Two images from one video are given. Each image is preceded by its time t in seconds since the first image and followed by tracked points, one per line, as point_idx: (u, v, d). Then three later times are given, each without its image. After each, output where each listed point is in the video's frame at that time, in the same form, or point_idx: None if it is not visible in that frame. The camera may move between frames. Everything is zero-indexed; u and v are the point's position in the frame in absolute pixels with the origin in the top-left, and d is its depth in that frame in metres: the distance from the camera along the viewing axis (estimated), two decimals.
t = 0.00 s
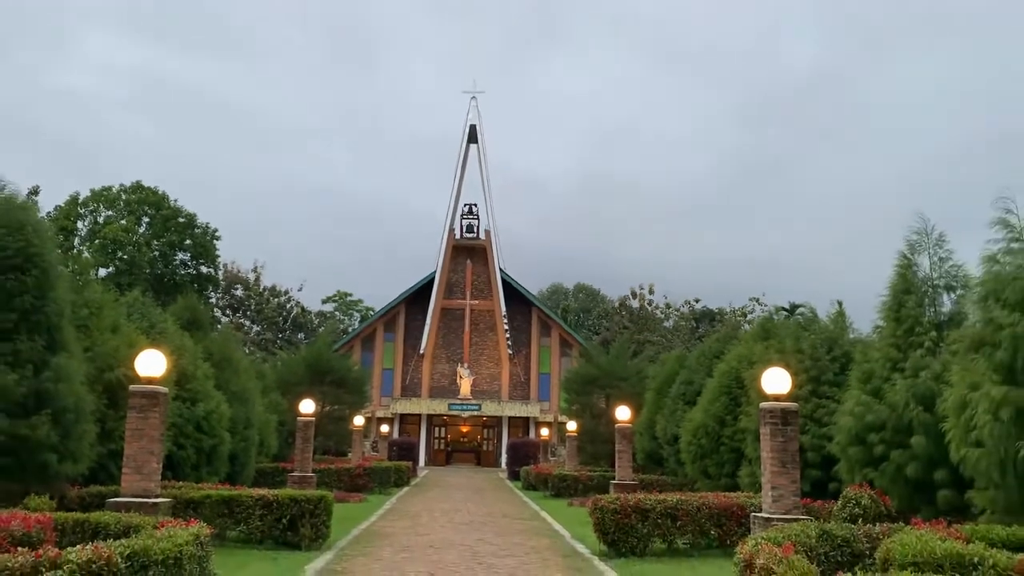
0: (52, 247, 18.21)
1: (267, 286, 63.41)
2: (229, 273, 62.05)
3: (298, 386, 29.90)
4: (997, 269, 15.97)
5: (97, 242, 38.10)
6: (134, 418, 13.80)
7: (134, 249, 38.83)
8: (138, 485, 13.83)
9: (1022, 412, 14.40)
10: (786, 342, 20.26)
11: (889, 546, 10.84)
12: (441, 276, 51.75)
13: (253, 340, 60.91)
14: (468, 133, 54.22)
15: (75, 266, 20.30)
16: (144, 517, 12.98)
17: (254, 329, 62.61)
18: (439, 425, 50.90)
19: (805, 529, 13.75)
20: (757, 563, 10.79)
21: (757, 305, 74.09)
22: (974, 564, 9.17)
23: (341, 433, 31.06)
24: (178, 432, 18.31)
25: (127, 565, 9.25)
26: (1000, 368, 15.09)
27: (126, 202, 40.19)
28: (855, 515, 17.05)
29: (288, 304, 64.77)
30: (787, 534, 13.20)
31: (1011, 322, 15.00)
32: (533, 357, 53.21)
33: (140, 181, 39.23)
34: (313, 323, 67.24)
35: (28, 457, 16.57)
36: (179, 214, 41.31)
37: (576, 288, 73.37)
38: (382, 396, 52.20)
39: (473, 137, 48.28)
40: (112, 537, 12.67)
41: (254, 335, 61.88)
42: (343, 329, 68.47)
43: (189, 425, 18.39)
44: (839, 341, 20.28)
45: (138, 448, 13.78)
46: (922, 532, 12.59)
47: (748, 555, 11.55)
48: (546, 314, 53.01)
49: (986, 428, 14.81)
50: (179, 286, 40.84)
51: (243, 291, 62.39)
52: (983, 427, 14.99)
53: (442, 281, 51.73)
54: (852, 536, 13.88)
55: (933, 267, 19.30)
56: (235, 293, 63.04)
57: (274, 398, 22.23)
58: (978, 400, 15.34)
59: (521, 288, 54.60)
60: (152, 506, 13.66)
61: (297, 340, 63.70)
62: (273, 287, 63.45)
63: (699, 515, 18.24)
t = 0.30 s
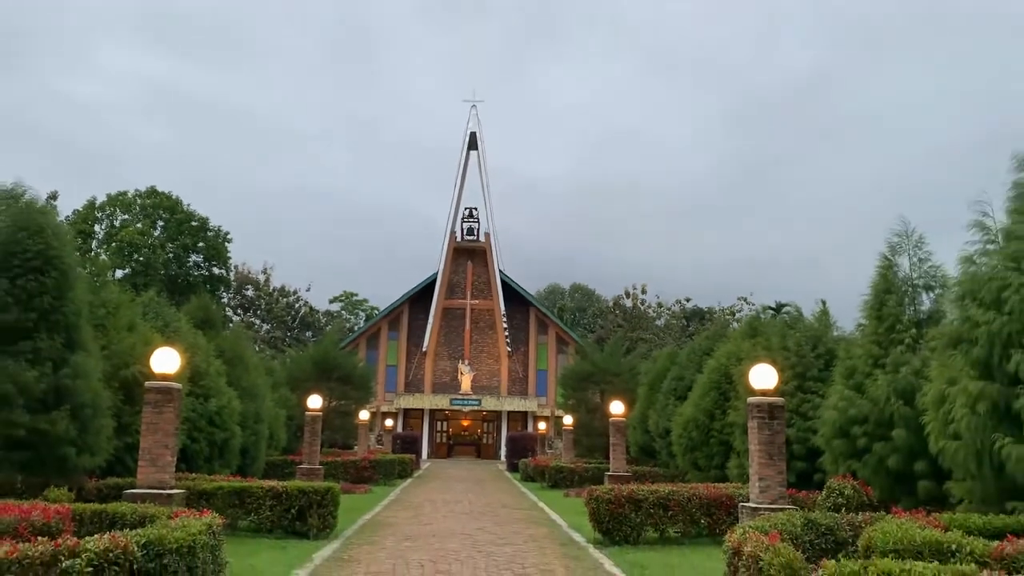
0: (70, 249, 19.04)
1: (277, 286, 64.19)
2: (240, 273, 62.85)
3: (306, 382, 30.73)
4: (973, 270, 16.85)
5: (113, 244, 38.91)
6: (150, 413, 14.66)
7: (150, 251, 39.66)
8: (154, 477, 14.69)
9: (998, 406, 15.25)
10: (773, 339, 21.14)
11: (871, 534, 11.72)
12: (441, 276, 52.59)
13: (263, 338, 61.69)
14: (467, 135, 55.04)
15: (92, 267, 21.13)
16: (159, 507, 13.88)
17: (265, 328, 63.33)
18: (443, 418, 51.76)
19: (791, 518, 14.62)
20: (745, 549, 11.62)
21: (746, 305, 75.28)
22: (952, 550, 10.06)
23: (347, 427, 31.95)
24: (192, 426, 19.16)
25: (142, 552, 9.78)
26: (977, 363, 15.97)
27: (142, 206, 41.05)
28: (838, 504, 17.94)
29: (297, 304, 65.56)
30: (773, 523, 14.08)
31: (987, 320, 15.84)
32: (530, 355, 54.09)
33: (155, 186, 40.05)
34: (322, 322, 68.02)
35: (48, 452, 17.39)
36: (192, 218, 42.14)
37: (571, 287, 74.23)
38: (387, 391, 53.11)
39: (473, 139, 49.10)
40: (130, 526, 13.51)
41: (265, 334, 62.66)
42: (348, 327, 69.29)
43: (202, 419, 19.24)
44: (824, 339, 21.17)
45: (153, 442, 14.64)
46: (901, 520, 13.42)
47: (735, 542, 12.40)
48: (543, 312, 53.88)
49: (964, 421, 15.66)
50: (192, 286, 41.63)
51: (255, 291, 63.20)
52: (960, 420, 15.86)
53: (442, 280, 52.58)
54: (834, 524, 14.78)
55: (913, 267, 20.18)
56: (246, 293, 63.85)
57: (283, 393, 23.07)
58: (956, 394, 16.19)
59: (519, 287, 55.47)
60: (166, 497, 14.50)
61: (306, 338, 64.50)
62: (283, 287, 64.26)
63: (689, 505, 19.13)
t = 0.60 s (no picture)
0: (74, 250, 19.20)
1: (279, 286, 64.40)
2: (243, 273, 63.10)
3: (309, 381, 30.89)
4: (969, 269, 17.02)
5: (117, 246, 39.11)
6: (155, 413, 14.89)
7: (153, 251, 39.82)
8: (157, 475, 14.89)
9: (994, 404, 15.43)
10: (771, 338, 21.30)
11: (869, 530, 11.89)
12: (441, 276, 52.75)
13: (265, 338, 61.90)
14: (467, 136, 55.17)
15: (96, 268, 21.29)
16: (163, 505, 14.08)
17: (267, 327, 63.60)
18: (443, 417, 51.99)
19: (789, 515, 14.80)
20: (742, 546, 11.81)
21: (744, 304, 75.34)
22: (949, 547, 10.26)
23: (349, 425, 32.16)
24: (194, 425, 19.34)
25: (147, 550, 9.86)
26: (973, 362, 16.16)
27: (145, 207, 41.25)
28: (836, 502, 18.15)
29: (300, 304, 65.77)
30: (772, 521, 14.22)
31: (983, 319, 16.01)
32: (531, 354, 54.26)
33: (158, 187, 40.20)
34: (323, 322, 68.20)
35: (52, 451, 17.56)
36: (196, 219, 42.32)
37: (571, 287, 74.42)
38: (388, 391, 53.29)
39: (473, 139, 49.24)
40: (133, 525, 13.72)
41: (267, 334, 62.86)
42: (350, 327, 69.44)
43: (205, 418, 19.42)
44: (821, 337, 21.32)
45: (157, 441, 14.84)
46: (900, 518, 13.60)
47: (734, 540, 12.61)
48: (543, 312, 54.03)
49: (960, 419, 15.84)
50: (195, 287, 41.80)
51: (257, 291, 63.46)
52: (956, 418, 16.03)
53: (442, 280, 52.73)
54: (832, 522, 15.04)
55: (909, 267, 20.35)
56: (249, 293, 64.09)
57: (285, 392, 23.24)
58: (952, 393, 16.37)
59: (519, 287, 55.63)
60: (169, 495, 14.71)
61: (308, 338, 64.66)
62: (285, 287, 64.48)
63: (688, 502, 19.32)
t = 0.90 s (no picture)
0: (75, 249, 19.22)
1: (280, 286, 64.44)
2: (244, 273, 63.06)
3: (310, 380, 30.88)
4: (970, 269, 17.00)
5: (119, 245, 39.18)
6: (156, 412, 14.89)
7: (155, 251, 39.84)
8: (159, 475, 14.88)
9: (995, 403, 15.42)
10: (772, 338, 21.27)
11: (870, 530, 11.91)
12: (442, 275, 52.76)
13: (266, 338, 61.90)
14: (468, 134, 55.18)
15: (98, 267, 21.29)
16: (164, 505, 14.08)
17: (269, 327, 63.58)
18: (444, 417, 52.02)
19: (790, 515, 14.81)
20: (743, 546, 11.76)
21: (747, 303, 75.34)
22: (951, 547, 10.26)
23: (350, 424, 32.16)
24: (196, 424, 19.37)
25: (148, 549, 9.87)
26: (974, 361, 16.14)
27: (146, 207, 41.33)
28: (837, 501, 18.16)
29: (301, 303, 65.81)
30: (773, 520, 14.25)
31: (984, 318, 16.01)
32: (532, 353, 54.24)
33: (159, 186, 40.23)
34: (324, 321, 68.21)
35: (55, 450, 17.60)
36: (197, 218, 42.38)
37: (572, 286, 74.39)
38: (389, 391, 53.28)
39: (474, 139, 49.22)
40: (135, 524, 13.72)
41: (268, 333, 62.87)
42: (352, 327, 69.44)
43: (207, 417, 19.45)
44: (822, 337, 21.29)
45: (159, 439, 14.88)
46: (902, 517, 13.63)
47: (736, 538, 12.64)
48: (545, 311, 54.01)
49: (961, 419, 15.82)
50: (196, 286, 41.83)
51: (258, 291, 63.43)
52: (958, 417, 16.02)
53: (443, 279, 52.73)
54: (836, 521, 15.04)
55: (911, 266, 20.33)
56: (250, 293, 64.11)
57: (286, 391, 23.24)
58: (953, 392, 16.37)
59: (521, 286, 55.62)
60: (171, 494, 14.73)
61: (309, 337, 64.67)
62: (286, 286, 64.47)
63: (689, 502, 19.34)
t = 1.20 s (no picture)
0: (69, 247, 18.88)
1: (277, 285, 64.12)
2: (241, 272, 62.74)
3: (308, 381, 30.55)
4: (979, 269, 16.64)
5: (113, 243, 38.88)
6: (151, 413, 14.52)
7: (150, 249, 39.50)
8: (153, 476, 14.49)
9: (1004, 405, 15.08)
10: (777, 338, 20.90)
11: (876, 533, 11.61)
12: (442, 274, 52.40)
13: (263, 337, 61.51)
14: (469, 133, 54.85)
15: (92, 265, 20.93)
16: (159, 507, 13.70)
17: (265, 326, 63.20)
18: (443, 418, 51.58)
19: (796, 518, 14.44)
20: (748, 551, 11.34)
21: (750, 304, 75.04)
22: (960, 551, 9.81)
23: (348, 426, 31.81)
24: (191, 425, 19.03)
25: (142, 552, 9.52)
26: (983, 362, 15.76)
27: (141, 204, 41.04)
28: (843, 505, 17.82)
29: (298, 302, 65.48)
30: (778, 523, 14.01)
31: (994, 319, 15.66)
32: (533, 354, 53.87)
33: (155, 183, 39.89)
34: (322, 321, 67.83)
35: (48, 451, 17.25)
36: (193, 216, 42.03)
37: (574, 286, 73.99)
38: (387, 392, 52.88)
39: (474, 136, 48.85)
40: (129, 526, 13.34)
41: (264, 333, 62.51)
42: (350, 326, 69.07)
43: (202, 418, 19.11)
44: (830, 338, 20.90)
45: (153, 441, 14.50)
46: (911, 522, 13.27)
47: (742, 544, 12.26)
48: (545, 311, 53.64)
49: (970, 421, 15.48)
50: (191, 285, 41.42)
51: (255, 290, 63.09)
52: (966, 419, 15.69)
53: (443, 279, 52.35)
54: (840, 526, 14.46)
55: (919, 266, 19.97)
56: (247, 292, 63.75)
57: (283, 392, 22.86)
58: (962, 394, 16.02)
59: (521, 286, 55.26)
60: (166, 496, 14.36)
61: (306, 337, 64.29)
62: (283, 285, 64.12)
63: (693, 505, 18.98)
